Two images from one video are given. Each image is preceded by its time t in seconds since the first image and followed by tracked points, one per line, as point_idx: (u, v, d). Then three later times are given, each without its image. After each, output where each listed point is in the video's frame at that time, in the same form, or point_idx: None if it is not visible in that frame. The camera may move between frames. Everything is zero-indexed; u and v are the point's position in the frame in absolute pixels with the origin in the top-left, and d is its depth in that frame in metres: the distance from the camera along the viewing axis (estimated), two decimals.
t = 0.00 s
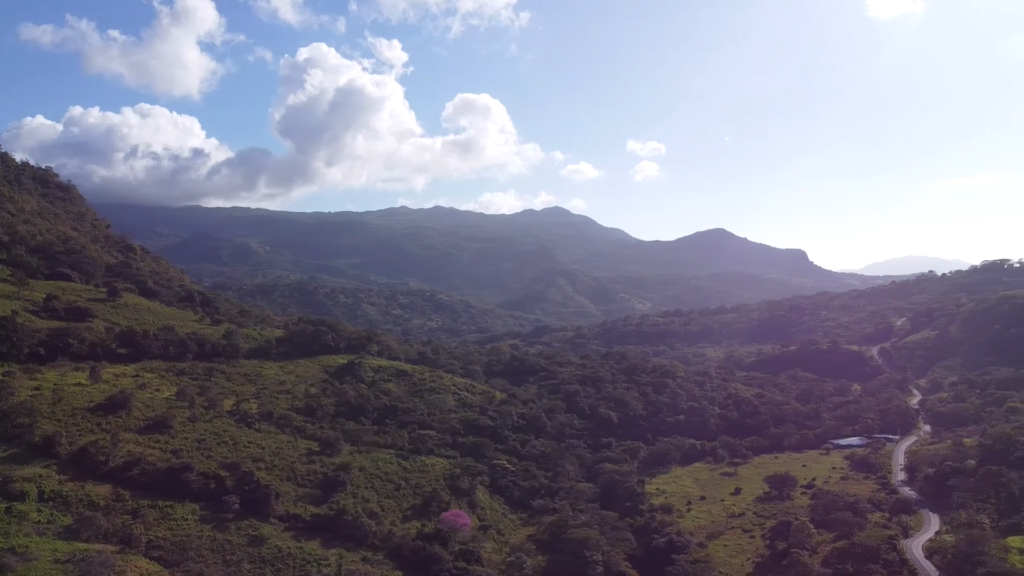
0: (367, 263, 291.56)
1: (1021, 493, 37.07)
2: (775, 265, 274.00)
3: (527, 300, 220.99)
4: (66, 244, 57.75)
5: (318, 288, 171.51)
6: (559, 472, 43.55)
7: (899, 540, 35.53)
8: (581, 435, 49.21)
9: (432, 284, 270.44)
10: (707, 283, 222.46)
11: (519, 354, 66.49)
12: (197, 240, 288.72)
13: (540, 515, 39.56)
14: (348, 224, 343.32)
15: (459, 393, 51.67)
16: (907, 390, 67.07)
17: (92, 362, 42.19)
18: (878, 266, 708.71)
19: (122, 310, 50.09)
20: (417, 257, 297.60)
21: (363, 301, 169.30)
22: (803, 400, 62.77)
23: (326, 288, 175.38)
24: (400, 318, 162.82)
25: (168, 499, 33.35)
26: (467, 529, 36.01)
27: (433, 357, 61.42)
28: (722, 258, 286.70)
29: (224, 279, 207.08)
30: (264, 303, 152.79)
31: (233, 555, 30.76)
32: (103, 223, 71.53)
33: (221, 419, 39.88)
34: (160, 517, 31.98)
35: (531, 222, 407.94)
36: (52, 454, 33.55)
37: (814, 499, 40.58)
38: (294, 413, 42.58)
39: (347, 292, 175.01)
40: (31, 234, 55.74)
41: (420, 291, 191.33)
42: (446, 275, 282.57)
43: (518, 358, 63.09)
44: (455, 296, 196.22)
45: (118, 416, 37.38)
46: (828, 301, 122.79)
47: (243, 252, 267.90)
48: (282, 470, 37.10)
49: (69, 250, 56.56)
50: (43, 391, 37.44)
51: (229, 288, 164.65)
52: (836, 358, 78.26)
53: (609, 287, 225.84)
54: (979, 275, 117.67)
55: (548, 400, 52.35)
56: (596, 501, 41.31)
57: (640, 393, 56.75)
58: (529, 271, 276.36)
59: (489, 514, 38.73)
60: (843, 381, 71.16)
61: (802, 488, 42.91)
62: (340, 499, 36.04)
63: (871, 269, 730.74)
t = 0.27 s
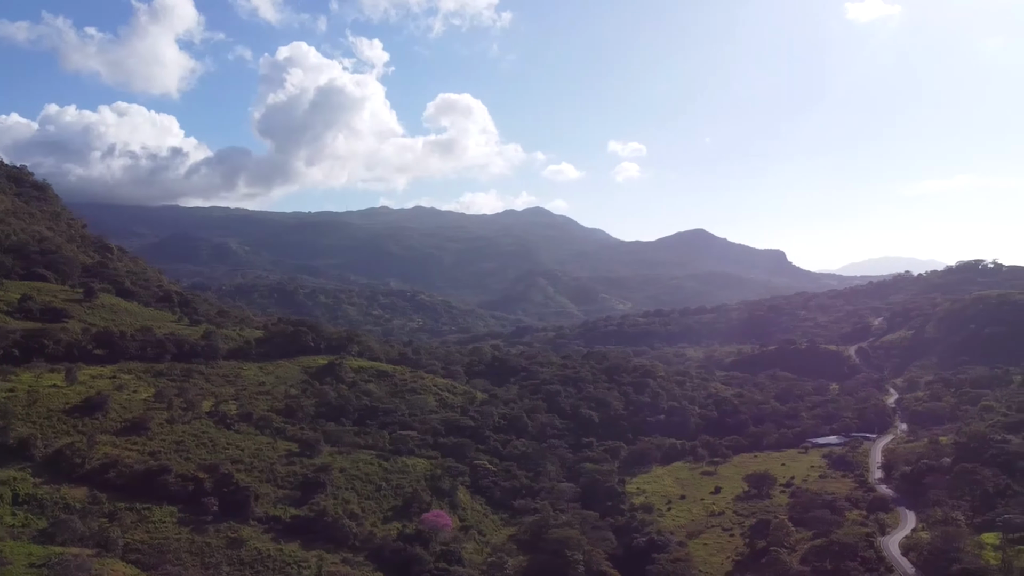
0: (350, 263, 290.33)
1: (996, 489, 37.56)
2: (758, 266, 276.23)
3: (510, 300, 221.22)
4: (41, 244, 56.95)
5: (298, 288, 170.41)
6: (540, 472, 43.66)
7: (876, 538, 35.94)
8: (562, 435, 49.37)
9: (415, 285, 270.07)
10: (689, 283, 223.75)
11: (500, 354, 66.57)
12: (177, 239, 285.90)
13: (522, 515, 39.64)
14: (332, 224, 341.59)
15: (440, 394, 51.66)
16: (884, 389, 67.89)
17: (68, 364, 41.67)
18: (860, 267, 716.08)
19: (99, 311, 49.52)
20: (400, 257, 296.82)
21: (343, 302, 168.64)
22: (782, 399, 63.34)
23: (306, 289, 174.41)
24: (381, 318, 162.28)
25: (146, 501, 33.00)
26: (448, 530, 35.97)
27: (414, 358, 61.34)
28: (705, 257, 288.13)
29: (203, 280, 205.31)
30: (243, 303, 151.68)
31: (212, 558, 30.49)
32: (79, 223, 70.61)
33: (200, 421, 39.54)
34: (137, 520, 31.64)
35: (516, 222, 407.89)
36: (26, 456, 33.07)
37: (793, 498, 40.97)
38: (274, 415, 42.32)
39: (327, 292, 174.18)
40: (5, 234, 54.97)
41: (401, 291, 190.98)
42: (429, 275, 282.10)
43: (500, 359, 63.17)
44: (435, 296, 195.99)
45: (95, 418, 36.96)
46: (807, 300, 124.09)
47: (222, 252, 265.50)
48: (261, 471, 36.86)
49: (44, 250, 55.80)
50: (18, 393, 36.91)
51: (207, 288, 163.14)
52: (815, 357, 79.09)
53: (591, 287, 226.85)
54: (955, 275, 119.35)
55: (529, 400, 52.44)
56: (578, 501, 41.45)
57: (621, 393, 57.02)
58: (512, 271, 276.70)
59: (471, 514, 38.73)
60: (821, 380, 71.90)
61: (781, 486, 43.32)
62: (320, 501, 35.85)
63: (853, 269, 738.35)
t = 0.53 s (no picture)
0: (333, 264, 288.92)
1: (970, 487, 38.34)
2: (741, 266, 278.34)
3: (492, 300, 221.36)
4: (14, 244, 56.13)
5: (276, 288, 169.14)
6: (521, 472, 43.76)
7: (853, 535, 36.33)
8: (543, 435, 49.51)
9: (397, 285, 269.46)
10: (672, 283, 224.94)
11: (481, 354, 66.59)
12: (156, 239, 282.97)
13: (503, 516, 39.70)
14: (315, 224, 339.70)
15: (421, 394, 51.63)
16: (861, 388, 68.70)
17: (43, 365, 41.13)
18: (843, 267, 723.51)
19: (75, 311, 48.92)
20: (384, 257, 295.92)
21: (323, 302, 167.91)
22: (761, 398, 63.91)
23: (284, 289, 173.39)
24: (361, 318, 161.66)
25: (123, 504, 32.64)
26: (429, 530, 35.92)
27: (395, 358, 61.22)
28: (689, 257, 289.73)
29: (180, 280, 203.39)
30: (222, 304, 150.47)
31: (190, 560, 30.22)
32: (53, 222, 69.68)
33: (178, 423, 39.18)
34: (114, 523, 31.28)
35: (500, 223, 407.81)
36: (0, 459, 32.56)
37: (772, 496, 41.35)
38: (253, 416, 42.04)
39: (305, 292, 173.24)
40: None
41: (381, 292, 190.40)
42: (413, 275, 281.49)
43: (481, 359, 63.19)
44: (415, 296, 195.53)
45: (70, 420, 36.51)
46: (786, 300, 125.30)
47: (200, 252, 263.17)
48: (241, 473, 36.61)
49: (18, 250, 55.02)
50: None
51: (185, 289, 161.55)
52: (794, 356, 79.82)
53: (571, 288, 228.00)
54: (931, 275, 120.96)
55: (510, 400, 52.57)
56: (559, 501, 41.57)
57: (602, 392, 57.25)
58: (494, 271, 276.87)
59: (452, 515, 38.72)
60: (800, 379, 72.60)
61: (760, 485, 43.72)
62: (300, 502, 35.65)
63: (835, 269, 745.79)
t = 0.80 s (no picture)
0: (315, 264, 287.38)
1: (945, 485, 38.94)
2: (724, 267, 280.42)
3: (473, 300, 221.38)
4: None
5: (255, 288, 167.90)
6: (502, 472, 43.84)
7: (832, 533, 36.72)
8: (524, 435, 49.63)
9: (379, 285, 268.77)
10: (654, 283, 226.00)
11: (462, 354, 66.59)
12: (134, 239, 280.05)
13: (484, 516, 39.74)
14: (298, 224, 337.69)
15: (402, 395, 51.58)
16: (839, 387, 69.47)
17: (17, 367, 40.58)
18: (825, 267, 730.49)
19: (50, 312, 48.31)
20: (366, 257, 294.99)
21: (303, 302, 167.07)
22: (741, 397, 64.46)
23: (264, 290, 172.21)
24: (341, 319, 160.98)
25: (100, 507, 32.28)
26: (410, 531, 35.87)
27: (376, 359, 61.08)
28: (672, 257, 291.20)
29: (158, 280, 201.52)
30: (199, 305, 149.24)
31: (168, 563, 29.95)
32: (28, 222, 68.76)
33: (156, 425, 38.81)
34: (91, 526, 30.92)
35: (484, 223, 407.63)
36: None
37: (751, 494, 41.71)
38: (232, 418, 41.76)
39: (284, 292, 172.21)
40: None
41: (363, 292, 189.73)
42: (396, 275, 280.80)
43: (462, 359, 63.20)
44: (395, 297, 195.06)
45: (46, 422, 36.05)
46: (764, 300, 126.51)
47: (179, 252, 260.72)
48: (220, 475, 36.33)
49: None
50: None
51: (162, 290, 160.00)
52: (774, 356, 80.52)
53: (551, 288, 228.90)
54: (908, 275, 122.60)
55: (491, 401, 52.64)
56: (541, 500, 41.69)
57: (583, 392, 57.46)
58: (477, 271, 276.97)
59: (433, 516, 38.71)
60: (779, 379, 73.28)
61: (739, 483, 44.09)
62: (280, 504, 35.45)
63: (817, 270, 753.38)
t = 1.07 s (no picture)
0: (298, 264, 285.68)
1: (921, 483, 39.52)
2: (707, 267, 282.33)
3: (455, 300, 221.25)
4: None
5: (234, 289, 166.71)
6: (483, 473, 43.90)
7: (810, 531, 37.10)
8: (506, 435, 49.73)
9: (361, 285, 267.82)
10: (638, 283, 226.97)
11: (443, 355, 66.54)
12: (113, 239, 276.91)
13: (465, 517, 39.76)
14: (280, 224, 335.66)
15: (382, 396, 51.50)
16: (817, 387, 70.18)
17: None
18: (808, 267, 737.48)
19: (24, 313, 47.62)
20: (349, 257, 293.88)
21: (283, 303, 166.08)
22: (720, 397, 64.98)
23: (244, 290, 170.97)
24: (322, 320, 160.29)
25: (76, 510, 31.90)
26: (391, 532, 35.80)
27: (356, 359, 60.89)
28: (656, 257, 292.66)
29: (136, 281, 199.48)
30: (177, 306, 147.82)
31: (146, 567, 29.66)
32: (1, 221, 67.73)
33: (133, 427, 38.42)
34: (66, 529, 30.55)
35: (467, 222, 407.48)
36: None
37: (731, 493, 42.06)
38: (211, 419, 41.44)
39: (264, 293, 171.08)
40: None
41: (344, 293, 188.90)
42: (379, 275, 279.95)
43: (443, 360, 63.15)
44: (375, 297, 194.43)
45: (20, 424, 35.57)
46: (743, 300, 127.62)
47: (157, 252, 258.16)
48: (198, 477, 36.04)
49: None
50: None
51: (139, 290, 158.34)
52: (753, 355, 81.19)
53: (532, 289, 229.41)
54: (886, 275, 124.16)
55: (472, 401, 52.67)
56: (522, 501, 41.79)
57: (564, 392, 57.64)
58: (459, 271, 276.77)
59: (414, 517, 38.68)
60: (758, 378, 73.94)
61: (719, 483, 44.44)
62: (260, 506, 35.22)
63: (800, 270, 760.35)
